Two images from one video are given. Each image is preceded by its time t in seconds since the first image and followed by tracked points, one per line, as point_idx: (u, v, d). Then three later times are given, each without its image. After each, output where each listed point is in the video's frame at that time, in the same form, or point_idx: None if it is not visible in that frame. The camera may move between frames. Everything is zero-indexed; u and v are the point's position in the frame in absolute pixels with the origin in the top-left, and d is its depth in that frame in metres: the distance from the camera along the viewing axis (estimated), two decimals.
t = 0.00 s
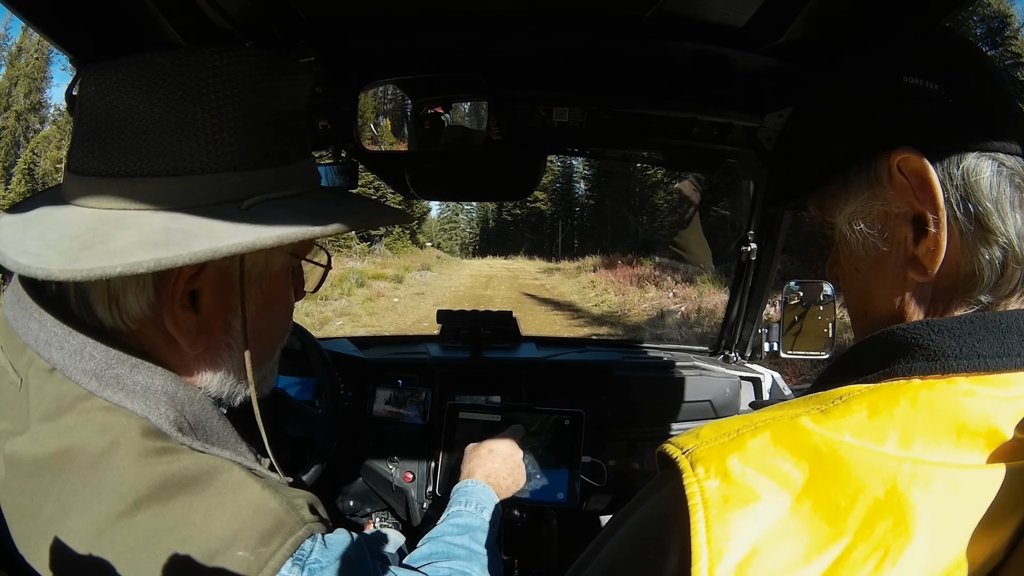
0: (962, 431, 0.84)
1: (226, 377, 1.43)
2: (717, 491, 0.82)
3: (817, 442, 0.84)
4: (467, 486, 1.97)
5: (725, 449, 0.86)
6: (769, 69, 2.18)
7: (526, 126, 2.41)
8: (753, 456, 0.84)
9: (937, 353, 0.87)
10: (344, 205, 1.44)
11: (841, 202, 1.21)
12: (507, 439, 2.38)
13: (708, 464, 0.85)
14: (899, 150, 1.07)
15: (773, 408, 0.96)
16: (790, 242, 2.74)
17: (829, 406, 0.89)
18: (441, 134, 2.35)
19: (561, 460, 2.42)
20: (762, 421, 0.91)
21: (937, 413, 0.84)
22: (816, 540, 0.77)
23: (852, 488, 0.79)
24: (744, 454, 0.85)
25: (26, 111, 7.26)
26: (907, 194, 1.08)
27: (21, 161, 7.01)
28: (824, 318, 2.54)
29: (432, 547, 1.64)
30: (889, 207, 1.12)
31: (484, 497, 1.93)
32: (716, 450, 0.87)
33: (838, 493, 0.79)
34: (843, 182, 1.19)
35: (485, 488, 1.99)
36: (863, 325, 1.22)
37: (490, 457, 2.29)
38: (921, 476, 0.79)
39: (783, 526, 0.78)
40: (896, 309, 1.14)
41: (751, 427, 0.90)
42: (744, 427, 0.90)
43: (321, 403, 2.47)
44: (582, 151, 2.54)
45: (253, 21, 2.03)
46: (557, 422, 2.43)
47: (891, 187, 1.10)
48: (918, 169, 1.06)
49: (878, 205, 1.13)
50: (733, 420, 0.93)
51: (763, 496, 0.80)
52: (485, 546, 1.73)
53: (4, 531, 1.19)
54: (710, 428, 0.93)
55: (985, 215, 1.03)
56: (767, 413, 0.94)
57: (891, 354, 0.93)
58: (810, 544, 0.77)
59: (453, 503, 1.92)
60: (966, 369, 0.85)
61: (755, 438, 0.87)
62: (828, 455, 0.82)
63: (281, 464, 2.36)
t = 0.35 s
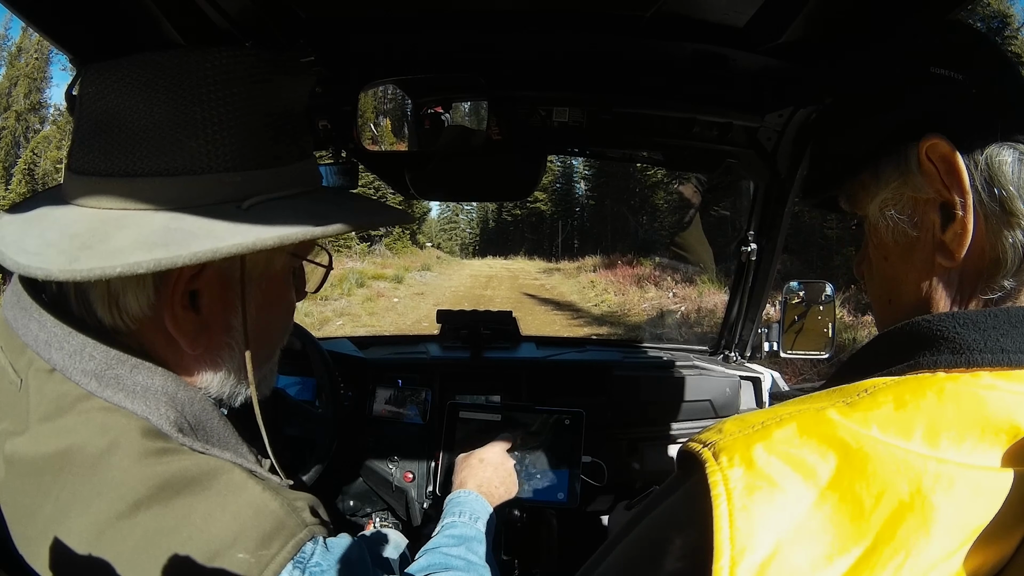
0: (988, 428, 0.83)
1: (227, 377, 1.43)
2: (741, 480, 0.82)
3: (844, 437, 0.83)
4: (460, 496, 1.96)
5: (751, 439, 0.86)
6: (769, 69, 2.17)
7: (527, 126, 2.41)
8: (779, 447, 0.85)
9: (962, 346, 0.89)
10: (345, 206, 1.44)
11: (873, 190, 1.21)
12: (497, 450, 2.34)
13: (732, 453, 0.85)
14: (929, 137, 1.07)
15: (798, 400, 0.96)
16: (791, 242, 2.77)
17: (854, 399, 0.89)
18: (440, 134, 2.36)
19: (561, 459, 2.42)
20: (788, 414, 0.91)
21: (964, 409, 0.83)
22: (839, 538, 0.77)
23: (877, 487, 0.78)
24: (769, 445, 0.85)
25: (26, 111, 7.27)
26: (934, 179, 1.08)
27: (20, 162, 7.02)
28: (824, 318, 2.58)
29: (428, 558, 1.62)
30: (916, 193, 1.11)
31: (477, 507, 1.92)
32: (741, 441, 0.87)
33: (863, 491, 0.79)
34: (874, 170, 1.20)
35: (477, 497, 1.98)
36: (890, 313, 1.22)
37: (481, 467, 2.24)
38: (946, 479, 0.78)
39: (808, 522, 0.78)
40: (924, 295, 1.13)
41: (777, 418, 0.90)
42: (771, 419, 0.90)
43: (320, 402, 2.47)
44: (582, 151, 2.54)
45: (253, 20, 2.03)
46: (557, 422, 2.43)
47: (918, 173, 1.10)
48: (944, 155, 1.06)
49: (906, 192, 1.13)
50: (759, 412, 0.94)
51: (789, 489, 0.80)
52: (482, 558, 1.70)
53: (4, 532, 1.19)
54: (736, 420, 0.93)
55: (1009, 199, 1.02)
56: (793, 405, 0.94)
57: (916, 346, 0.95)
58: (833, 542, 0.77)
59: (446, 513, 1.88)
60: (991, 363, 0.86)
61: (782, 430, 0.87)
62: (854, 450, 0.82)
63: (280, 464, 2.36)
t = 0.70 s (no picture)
0: (958, 422, 0.83)
1: (225, 376, 1.43)
2: (717, 480, 0.81)
3: (815, 435, 0.84)
4: (454, 511, 1.95)
5: (725, 441, 0.86)
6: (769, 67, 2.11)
7: (526, 126, 2.41)
8: (753, 449, 0.84)
9: (932, 347, 0.89)
10: (344, 204, 1.44)
11: (853, 203, 1.20)
12: (489, 466, 2.32)
13: (707, 456, 0.85)
14: (911, 156, 1.07)
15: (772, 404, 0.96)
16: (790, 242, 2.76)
17: (826, 400, 0.89)
18: (440, 135, 2.36)
19: (561, 460, 2.42)
20: (761, 417, 0.91)
21: (934, 405, 0.84)
22: (814, 531, 0.77)
23: (849, 481, 0.79)
24: (743, 446, 0.85)
25: (26, 111, 7.27)
26: (914, 198, 1.08)
27: (21, 162, 7.01)
28: (824, 319, 2.56)
29: (426, 571, 1.62)
30: (897, 209, 1.11)
31: (472, 520, 1.91)
32: (716, 442, 0.87)
33: (835, 486, 0.79)
34: (857, 186, 1.18)
35: (470, 511, 1.96)
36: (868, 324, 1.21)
37: (474, 481, 2.21)
38: (918, 471, 0.79)
39: (783, 516, 0.78)
40: (899, 306, 1.13)
41: (750, 421, 0.90)
42: (743, 421, 0.90)
43: (320, 402, 2.47)
44: (582, 151, 2.55)
45: (253, 21, 2.03)
46: (557, 422, 2.43)
47: (899, 190, 1.10)
48: (925, 173, 1.06)
49: (886, 207, 1.13)
50: (732, 416, 0.94)
51: (762, 488, 0.80)
52: (479, 569, 1.69)
53: (4, 532, 1.18)
54: (710, 425, 0.93)
55: (986, 216, 1.03)
56: (765, 408, 0.94)
57: (888, 348, 0.95)
58: (808, 535, 0.77)
59: (440, 528, 1.88)
60: (960, 362, 0.86)
61: (755, 432, 0.87)
62: (825, 446, 0.82)
63: (281, 464, 2.36)
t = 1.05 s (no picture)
0: (955, 429, 0.84)
1: (225, 377, 1.43)
2: (711, 495, 0.81)
3: (811, 444, 0.83)
4: (462, 508, 1.96)
5: (718, 452, 0.86)
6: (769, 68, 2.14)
7: (527, 126, 2.42)
8: (747, 460, 0.84)
9: (931, 349, 0.88)
10: (344, 204, 1.44)
11: (841, 213, 1.20)
12: (499, 463, 2.31)
13: (701, 469, 0.85)
14: (899, 165, 1.08)
15: (768, 410, 0.95)
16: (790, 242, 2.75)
17: (821, 405, 0.89)
18: (441, 134, 2.34)
19: (561, 460, 2.42)
20: (755, 424, 0.90)
21: (932, 411, 0.84)
22: (813, 543, 0.77)
23: (847, 491, 0.79)
24: (737, 457, 0.84)
25: (26, 111, 7.28)
26: (906, 207, 1.08)
27: (20, 162, 7.01)
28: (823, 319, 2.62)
29: (430, 568, 1.62)
30: (886, 221, 1.11)
31: (478, 517, 1.92)
32: (709, 454, 0.86)
33: (833, 496, 0.79)
34: (845, 196, 1.19)
35: (479, 509, 1.97)
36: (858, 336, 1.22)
37: (482, 480, 2.22)
38: (916, 478, 0.79)
39: (780, 529, 0.78)
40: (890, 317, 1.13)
41: (744, 430, 0.89)
42: (738, 430, 0.89)
43: (320, 402, 2.47)
44: (582, 151, 2.55)
45: (253, 21, 2.04)
46: (557, 422, 2.43)
47: (890, 200, 1.10)
48: (918, 182, 1.06)
49: (876, 219, 1.13)
50: (725, 423, 0.93)
51: (758, 500, 0.80)
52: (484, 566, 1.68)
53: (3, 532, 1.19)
54: (703, 433, 0.92)
55: (983, 227, 1.03)
56: (760, 415, 0.94)
57: (886, 350, 0.95)
58: (807, 547, 0.77)
59: (448, 524, 1.88)
60: (960, 366, 0.86)
61: (749, 442, 0.86)
62: (821, 455, 0.82)
63: (281, 464, 2.36)
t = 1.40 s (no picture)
0: (951, 429, 0.84)
1: (226, 378, 1.43)
2: (701, 496, 0.82)
3: (804, 444, 0.84)
4: (468, 504, 1.96)
5: (709, 452, 0.86)
6: (769, 67, 2.12)
7: (526, 126, 2.42)
8: (737, 461, 0.84)
9: (926, 347, 0.88)
10: (344, 205, 1.44)
11: (830, 226, 1.22)
12: (506, 459, 2.30)
13: (691, 470, 0.85)
14: (888, 174, 1.09)
15: (759, 409, 0.96)
16: (790, 243, 2.67)
17: (813, 403, 0.89)
18: (441, 134, 2.34)
19: (561, 460, 2.42)
20: (746, 422, 0.91)
21: (926, 412, 0.84)
22: (805, 544, 0.77)
23: (840, 492, 0.79)
24: (727, 458, 0.85)
25: (26, 111, 7.28)
26: (895, 216, 1.09)
27: (21, 162, 7.02)
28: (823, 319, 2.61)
29: (433, 564, 1.61)
30: (874, 232, 1.12)
31: (485, 513, 1.91)
32: (699, 455, 0.87)
33: (825, 497, 0.79)
34: (832, 209, 1.21)
35: (486, 505, 1.96)
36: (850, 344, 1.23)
37: (489, 475, 2.21)
38: (911, 478, 0.79)
39: (771, 531, 0.78)
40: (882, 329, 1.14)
41: (734, 428, 0.90)
42: (728, 429, 0.90)
43: (320, 402, 2.47)
44: (582, 151, 2.55)
45: (253, 21, 2.04)
46: (557, 422, 2.44)
47: (878, 211, 1.11)
48: (904, 191, 1.07)
49: (864, 230, 1.14)
50: (715, 422, 0.94)
51: (749, 501, 0.80)
52: (489, 561, 1.68)
53: (4, 533, 1.19)
54: (694, 433, 0.93)
55: (974, 234, 1.03)
56: (751, 413, 0.94)
57: (880, 348, 0.95)
58: (798, 548, 0.77)
59: (453, 519, 1.89)
60: (955, 365, 0.86)
61: (739, 442, 0.87)
62: (813, 456, 0.82)
63: (281, 464, 2.36)
